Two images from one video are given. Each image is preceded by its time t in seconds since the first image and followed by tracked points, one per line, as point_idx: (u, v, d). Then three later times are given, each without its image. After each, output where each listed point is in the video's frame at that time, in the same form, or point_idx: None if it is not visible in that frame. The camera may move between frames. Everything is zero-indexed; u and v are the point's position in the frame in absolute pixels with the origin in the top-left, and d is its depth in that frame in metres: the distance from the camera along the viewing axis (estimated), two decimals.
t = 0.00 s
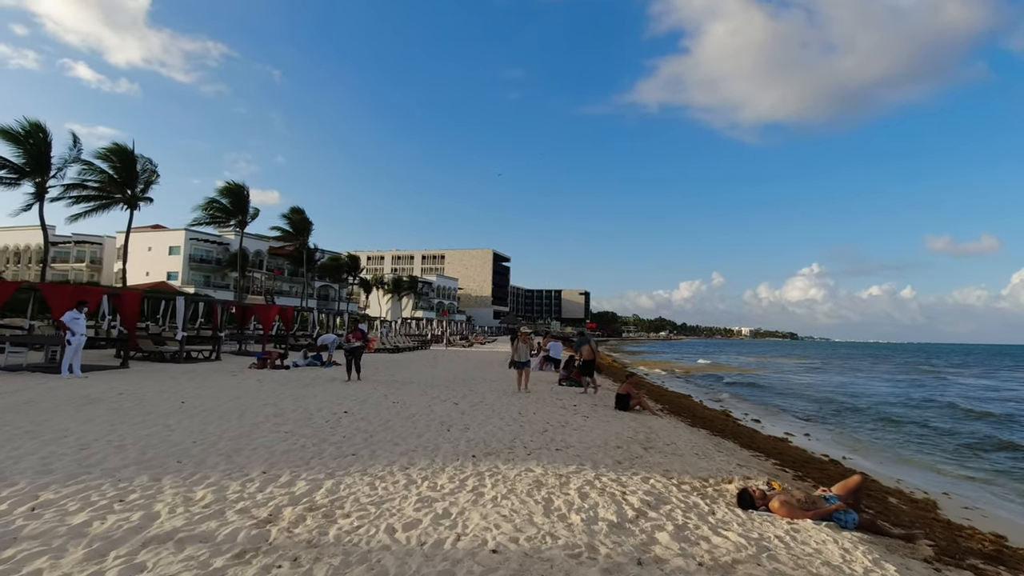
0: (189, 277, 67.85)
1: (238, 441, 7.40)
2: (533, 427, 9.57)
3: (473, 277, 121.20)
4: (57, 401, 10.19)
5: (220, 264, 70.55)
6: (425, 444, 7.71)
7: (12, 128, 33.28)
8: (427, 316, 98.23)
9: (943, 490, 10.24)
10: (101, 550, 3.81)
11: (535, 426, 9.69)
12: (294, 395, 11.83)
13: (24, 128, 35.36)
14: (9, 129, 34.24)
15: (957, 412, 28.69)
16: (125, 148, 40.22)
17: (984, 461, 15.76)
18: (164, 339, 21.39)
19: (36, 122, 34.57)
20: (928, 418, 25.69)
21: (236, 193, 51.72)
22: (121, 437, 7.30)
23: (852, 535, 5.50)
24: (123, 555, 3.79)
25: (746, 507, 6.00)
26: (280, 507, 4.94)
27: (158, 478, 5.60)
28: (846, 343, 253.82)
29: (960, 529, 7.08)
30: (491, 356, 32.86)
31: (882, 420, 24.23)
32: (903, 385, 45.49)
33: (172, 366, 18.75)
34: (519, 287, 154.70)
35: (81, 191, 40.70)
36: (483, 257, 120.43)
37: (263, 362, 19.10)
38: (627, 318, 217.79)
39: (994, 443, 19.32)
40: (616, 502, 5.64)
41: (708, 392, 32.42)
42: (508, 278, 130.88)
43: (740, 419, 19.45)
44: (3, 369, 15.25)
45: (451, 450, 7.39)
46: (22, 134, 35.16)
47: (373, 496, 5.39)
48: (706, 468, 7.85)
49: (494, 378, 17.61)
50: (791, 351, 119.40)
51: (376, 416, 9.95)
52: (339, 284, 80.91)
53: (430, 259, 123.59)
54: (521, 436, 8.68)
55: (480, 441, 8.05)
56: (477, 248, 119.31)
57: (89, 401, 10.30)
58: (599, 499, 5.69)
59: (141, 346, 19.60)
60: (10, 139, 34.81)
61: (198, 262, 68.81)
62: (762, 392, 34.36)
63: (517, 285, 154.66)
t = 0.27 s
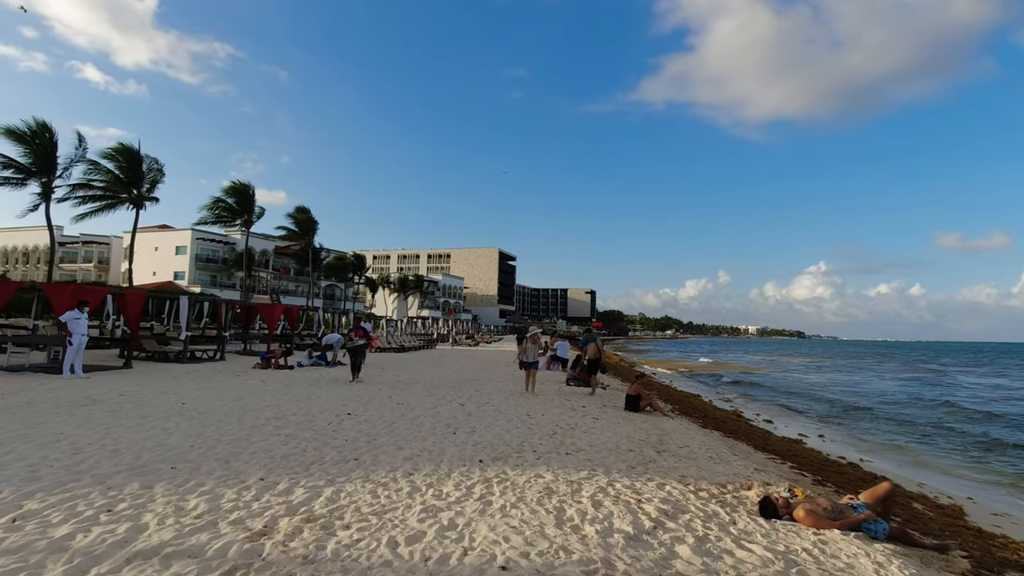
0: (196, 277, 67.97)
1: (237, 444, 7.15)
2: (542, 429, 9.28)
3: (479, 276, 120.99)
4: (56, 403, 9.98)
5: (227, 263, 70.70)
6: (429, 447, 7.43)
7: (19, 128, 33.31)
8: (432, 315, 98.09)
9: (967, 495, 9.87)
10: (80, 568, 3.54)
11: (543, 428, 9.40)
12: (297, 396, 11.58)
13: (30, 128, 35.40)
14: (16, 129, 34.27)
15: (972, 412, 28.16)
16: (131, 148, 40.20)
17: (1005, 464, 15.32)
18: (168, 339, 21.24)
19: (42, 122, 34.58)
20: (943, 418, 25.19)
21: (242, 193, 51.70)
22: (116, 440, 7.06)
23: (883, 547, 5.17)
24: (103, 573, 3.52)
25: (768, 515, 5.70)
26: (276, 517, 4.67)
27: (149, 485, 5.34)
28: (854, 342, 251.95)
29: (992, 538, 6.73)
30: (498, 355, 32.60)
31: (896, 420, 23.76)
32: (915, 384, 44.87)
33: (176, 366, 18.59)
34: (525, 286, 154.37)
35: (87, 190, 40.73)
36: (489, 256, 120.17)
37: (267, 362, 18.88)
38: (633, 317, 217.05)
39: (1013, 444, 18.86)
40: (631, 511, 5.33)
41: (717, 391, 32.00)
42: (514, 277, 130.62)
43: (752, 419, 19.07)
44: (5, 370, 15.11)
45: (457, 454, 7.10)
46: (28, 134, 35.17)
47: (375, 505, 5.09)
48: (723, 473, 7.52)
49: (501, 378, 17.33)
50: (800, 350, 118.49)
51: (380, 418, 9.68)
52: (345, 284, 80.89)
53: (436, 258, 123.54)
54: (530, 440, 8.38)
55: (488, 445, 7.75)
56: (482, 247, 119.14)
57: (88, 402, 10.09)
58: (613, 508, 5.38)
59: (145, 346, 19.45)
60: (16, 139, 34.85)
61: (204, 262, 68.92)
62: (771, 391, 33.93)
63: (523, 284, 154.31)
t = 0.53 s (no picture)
0: (199, 277, 67.82)
1: (232, 450, 6.85)
2: (549, 433, 8.95)
3: (482, 275, 120.69)
4: (49, 406, 9.70)
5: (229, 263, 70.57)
6: (433, 453, 7.12)
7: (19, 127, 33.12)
8: (435, 315, 97.83)
9: (990, 500, 9.52)
10: None
11: (550, 432, 9.08)
12: (296, 399, 11.28)
13: (31, 128, 35.22)
14: (16, 129, 34.09)
15: (983, 412, 27.74)
16: (132, 147, 39.99)
17: None
18: (168, 339, 20.97)
19: (43, 121, 34.38)
20: (955, 419, 24.78)
21: (244, 192, 51.51)
22: (106, 446, 6.76)
23: (917, 561, 4.85)
24: None
25: (792, 526, 5.38)
26: (269, 532, 4.35)
27: (136, 496, 5.03)
28: (859, 340, 250.92)
29: None
30: (501, 355, 32.30)
31: (907, 421, 23.36)
32: (923, 383, 44.42)
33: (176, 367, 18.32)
34: (528, 285, 154.01)
35: (88, 190, 40.54)
36: (491, 255, 119.85)
37: (268, 363, 18.58)
38: (636, 316, 216.50)
39: None
40: (648, 523, 5.00)
41: (724, 391, 31.61)
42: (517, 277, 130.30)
43: (762, 420, 18.71)
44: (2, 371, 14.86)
45: (461, 460, 6.77)
46: (29, 133, 34.98)
47: (375, 518, 4.77)
48: (740, 479, 7.18)
49: (505, 379, 17.02)
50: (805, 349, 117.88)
51: (381, 421, 9.37)
52: (347, 284, 80.69)
53: (439, 258, 123.30)
54: (537, 444, 8.05)
55: (494, 451, 7.43)
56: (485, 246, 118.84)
57: (82, 405, 9.80)
58: (629, 519, 5.06)
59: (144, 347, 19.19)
60: (17, 139, 34.67)
61: (207, 262, 68.77)
62: (778, 391, 33.53)
63: (526, 284, 153.91)
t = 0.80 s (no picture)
0: (197, 277, 67.50)
1: (223, 457, 6.57)
2: (553, 437, 8.67)
3: (482, 275, 120.36)
4: (38, 409, 9.43)
5: (228, 264, 70.24)
6: (433, 460, 6.83)
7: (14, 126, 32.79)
8: (435, 315, 97.49)
9: (1007, 505, 9.25)
10: None
11: (554, 436, 8.81)
12: (292, 401, 11.00)
13: (26, 127, 34.88)
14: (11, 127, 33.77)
15: (988, 412, 27.50)
16: (129, 146, 39.67)
17: None
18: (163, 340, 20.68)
19: (39, 120, 34.06)
20: (960, 419, 24.51)
21: (242, 192, 51.24)
22: (90, 454, 6.47)
23: None
24: None
25: (812, 538, 5.10)
26: (257, 549, 4.07)
27: (118, 509, 4.74)
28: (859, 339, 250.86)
29: None
30: (502, 355, 32.05)
31: (912, 421, 23.09)
32: (925, 382, 44.18)
33: (171, 368, 18.03)
34: (527, 285, 153.71)
35: (85, 190, 40.19)
36: (491, 255, 119.53)
37: (265, 364, 18.24)
38: (636, 315, 216.30)
39: None
40: (661, 536, 4.72)
41: (725, 391, 31.34)
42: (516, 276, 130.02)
43: (766, 421, 18.44)
44: None
45: (462, 467, 6.50)
46: (24, 132, 34.66)
47: (371, 532, 4.49)
48: (752, 486, 6.91)
49: (506, 380, 16.74)
50: (806, 348, 117.60)
51: (379, 425, 9.10)
52: (347, 284, 80.39)
53: (438, 258, 122.99)
54: (541, 449, 7.79)
55: (496, 457, 7.15)
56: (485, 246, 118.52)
57: (71, 409, 9.52)
58: (640, 533, 4.77)
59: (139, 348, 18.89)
60: (12, 138, 34.34)
61: (205, 262, 68.46)
62: (781, 391, 33.26)
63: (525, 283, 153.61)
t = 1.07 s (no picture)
0: (198, 277, 67.28)
1: (215, 463, 6.28)
2: (559, 440, 8.38)
3: (483, 274, 120.01)
4: (29, 412, 9.16)
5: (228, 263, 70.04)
6: (435, 464, 6.54)
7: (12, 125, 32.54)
8: (436, 315, 97.18)
9: None
10: None
11: (559, 439, 8.51)
12: (290, 403, 10.71)
13: (24, 126, 34.63)
14: (9, 126, 33.52)
15: (996, 411, 27.15)
16: (128, 146, 39.41)
17: None
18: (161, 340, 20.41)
19: (37, 119, 33.81)
20: (969, 418, 24.17)
21: (242, 191, 50.99)
22: (76, 459, 6.18)
23: None
24: None
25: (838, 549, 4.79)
26: (245, 565, 3.77)
27: (99, 520, 4.44)
28: (862, 338, 250.08)
29: None
30: (504, 355, 31.74)
31: (921, 420, 22.74)
32: (931, 381, 43.80)
33: (169, 369, 17.77)
34: (529, 284, 153.44)
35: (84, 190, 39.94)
36: (492, 254, 119.22)
37: (263, 364, 17.93)
38: (638, 315, 215.88)
39: None
40: (679, 548, 4.41)
41: (730, 390, 31.02)
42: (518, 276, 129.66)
43: (774, 422, 18.11)
44: None
45: (466, 473, 6.19)
46: (23, 131, 34.42)
47: (368, 545, 4.18)
48: (769, 491, 6.60)
49: (509, 381, 16.43)
50: (809, 347, 117.09)
51: (379, 428, 8.80)
52: (348, 283, 80.15)
53: (439, 257, 122.73)
54: (547, 453, 7.48)
55: (501, 462, 6.85)
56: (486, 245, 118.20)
57: (62, 412, 9.25)
58: (657, 544, 4.46)
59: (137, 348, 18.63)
60: (10, 137, 34.10)
61: (206, 262, 68.25)
62: (786, 390, 32.92)
63: (526, 283, 153.34)
